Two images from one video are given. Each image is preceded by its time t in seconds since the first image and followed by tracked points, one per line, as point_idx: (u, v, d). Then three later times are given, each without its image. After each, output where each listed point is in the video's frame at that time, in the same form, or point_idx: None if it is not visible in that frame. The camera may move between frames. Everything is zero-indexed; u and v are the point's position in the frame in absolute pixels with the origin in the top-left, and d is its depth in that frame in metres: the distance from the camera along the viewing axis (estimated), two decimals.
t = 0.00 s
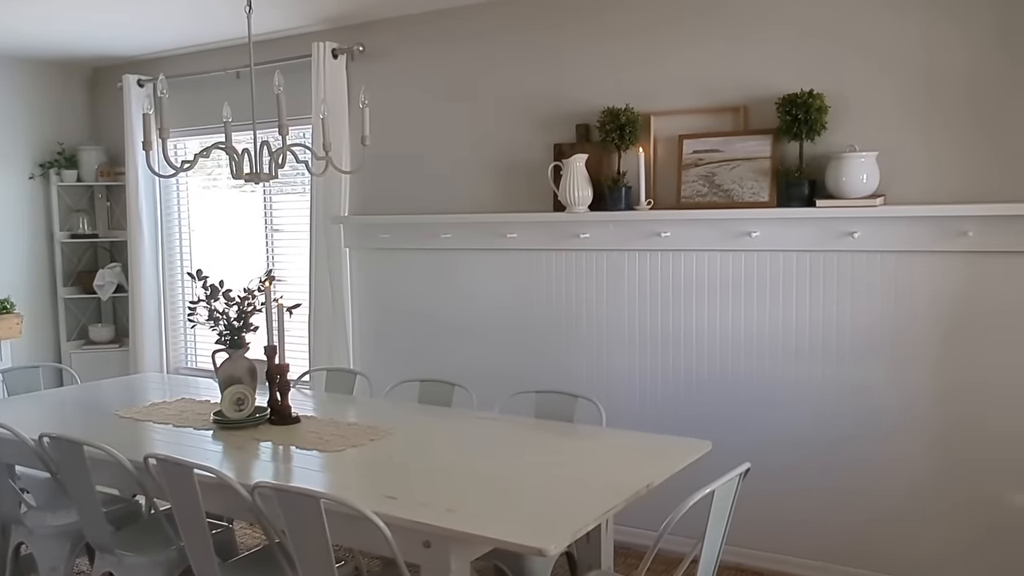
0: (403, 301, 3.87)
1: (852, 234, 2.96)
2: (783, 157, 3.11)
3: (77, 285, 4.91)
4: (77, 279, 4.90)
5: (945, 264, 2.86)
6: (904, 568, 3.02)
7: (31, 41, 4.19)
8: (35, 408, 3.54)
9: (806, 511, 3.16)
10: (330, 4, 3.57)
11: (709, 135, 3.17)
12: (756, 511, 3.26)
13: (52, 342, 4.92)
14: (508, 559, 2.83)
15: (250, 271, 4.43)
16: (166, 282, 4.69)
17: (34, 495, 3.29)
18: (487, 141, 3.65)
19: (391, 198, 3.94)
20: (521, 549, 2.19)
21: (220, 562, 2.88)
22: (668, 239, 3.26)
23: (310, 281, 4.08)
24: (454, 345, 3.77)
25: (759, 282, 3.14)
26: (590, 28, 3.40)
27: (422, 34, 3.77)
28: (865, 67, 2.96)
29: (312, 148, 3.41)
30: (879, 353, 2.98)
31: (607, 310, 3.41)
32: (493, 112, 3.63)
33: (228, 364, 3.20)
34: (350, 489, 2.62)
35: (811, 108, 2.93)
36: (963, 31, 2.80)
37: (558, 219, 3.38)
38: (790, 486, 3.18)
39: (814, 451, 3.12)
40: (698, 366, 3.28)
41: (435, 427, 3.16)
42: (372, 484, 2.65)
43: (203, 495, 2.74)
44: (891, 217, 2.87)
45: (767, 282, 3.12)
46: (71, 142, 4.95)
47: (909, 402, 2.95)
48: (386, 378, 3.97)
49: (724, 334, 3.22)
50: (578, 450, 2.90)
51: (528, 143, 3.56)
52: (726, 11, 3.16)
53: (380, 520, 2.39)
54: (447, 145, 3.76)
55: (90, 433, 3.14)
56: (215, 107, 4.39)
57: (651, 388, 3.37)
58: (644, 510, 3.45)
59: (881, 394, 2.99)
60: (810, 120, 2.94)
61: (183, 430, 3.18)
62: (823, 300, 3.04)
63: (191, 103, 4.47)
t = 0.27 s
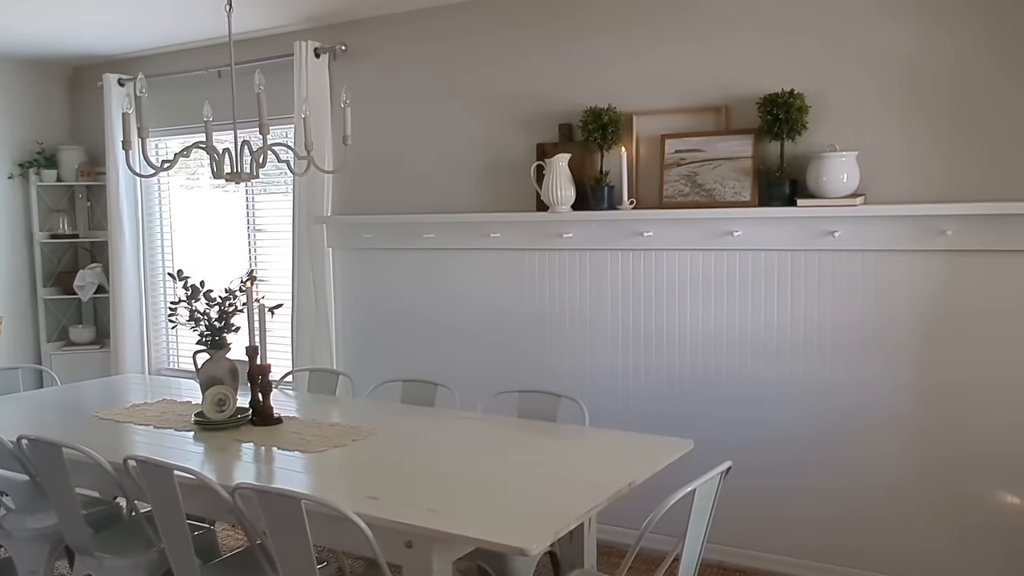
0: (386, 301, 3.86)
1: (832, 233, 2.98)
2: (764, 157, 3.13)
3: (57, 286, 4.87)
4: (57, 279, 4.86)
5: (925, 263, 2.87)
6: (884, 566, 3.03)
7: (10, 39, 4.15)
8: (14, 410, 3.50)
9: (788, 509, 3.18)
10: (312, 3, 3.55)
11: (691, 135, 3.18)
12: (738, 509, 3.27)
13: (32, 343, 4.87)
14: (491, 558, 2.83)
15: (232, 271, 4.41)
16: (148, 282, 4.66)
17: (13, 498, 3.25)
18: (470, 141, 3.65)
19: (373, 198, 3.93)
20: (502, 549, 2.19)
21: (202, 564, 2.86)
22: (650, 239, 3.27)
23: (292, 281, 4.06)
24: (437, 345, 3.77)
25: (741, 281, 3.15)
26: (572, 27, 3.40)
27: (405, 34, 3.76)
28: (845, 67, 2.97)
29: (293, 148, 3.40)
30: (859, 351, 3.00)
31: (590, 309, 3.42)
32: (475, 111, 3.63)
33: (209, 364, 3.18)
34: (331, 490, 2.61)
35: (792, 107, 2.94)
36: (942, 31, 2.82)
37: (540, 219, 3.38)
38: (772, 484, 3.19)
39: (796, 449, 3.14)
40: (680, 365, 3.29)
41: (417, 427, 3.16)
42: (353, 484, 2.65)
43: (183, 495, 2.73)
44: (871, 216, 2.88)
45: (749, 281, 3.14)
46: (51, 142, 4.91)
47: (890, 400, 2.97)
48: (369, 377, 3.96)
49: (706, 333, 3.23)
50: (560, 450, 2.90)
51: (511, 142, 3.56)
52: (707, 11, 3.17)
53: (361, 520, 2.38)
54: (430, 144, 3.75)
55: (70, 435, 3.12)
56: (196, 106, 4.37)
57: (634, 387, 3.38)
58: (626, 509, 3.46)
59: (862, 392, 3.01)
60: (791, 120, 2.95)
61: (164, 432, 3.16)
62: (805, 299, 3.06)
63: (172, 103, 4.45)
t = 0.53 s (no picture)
0: (368, 301, 3.85)
1: (811, 232, 2.99)
2: (744, 156, 3.14)
3: (36, 287, 4.83)
4: (36, 280, 4.82)
5: (903, 262, 2.89)
6: (864, 563, 3.05)
7: None
8: None
9: (768, 507, 3.19)
10: (291, 2, 3.54)
11: (671, 135, 3.19)
12: (720, 507, 3.28)
13: (11, 345, 4.83)
14: (472, 558, 2.83)
15: (213, 271, 4.39)
16: (128, 282, 4.63)
17: None
18: (451, 140, 3.64)
19: (355, 198, 3.91)
20: (482, 548, 2.19)
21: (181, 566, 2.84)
22: (631, 238, 3.28)
23: (274, 281, 4.04)
24: (419, 345, 3.76)
25: (722, 280, 3.16)
26: (553, 27, 3.41)
27: (385, 33, 3.75)
28: (823, 67, 2.99)
29: (273, 147, 3.38)
30: (838, 349, 3.02)
31: (572, 308, 3.42)
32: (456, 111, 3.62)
33: (189, 365, 3.18)
34: (311, 491, 2.60)
35: (771, 107, 2.95)
36: (920, 31, 2.84)
37: (522, 218, 3.38)
38: (753, 482, 3.21)
39: (776, 447, 3.15)
40: (661, 364, 3.29)
41: (398, 427, 3.15)
42: (334, 485, 2.64)
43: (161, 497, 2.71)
44: (850, 215, 2.90)
45: (730, 280, 3.15)
46: (29, 141, 4.87)
47: (869, 398, 2.99)
48: (351, 378, 3.94)
49: (686, 332, 3.24)
50: (541, 449, 2.90)
51: (492, 142, 3.56)
52: (686, 11, 3.18)
53: (341, 521, 2.37)
54: (411, 144, 3.74)
55: (48, 437, 3.09)
56: (176, 105, 4.34)
57: (615, 386, 3.38)
58: (608, 508, 3.46)
59: (842, 391, 3.03)
60: (770, 119, 2.96)
61: (143, 433, 3.13)
62: (785, 298, 3.07)
63: (152, 102, 4.42)
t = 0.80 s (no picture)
0: (350, 301, 3.84)
1: (791, 230, 3.01)
2: (725, 155, 3.15)
3: (14, 287, 4.79)
4: (14, 280, 4.78)
5: (881, 260, 2.91)
6: (844, 559, 3.07)
7: None
8: None
9: (749, 504, 3.21)
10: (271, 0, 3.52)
11: (652, 134, 3.20)
12: (700, 505, 3.29)
13: None
14: (453, 557, 2.83)
15: (193, 270, 4.36)
16: (107, 282, 4.60)
17: None
18: (433, 139, 3.64)
19: (336, 197, 3.90)
20: (461, 548, 2.18)
21: (160, 568, 2.82)
22: (613, 237, 3.28)
23: (255, 281, 4.02)
24: (401, 344, 3.75)
25: (702, 279, 3.17)
26: (534, 26, 3.40)
27: (367, 31, 3.74)
28: (803, 66, 3.00)
29: (253, 146, 3.36)
30: (818, 347, 3.03)
31: (553, 307, 3.42)
32: (438, 109, 3.61)
33: (168, 365, 3.16)
34: (290, 491, 2.59)
35: (751, 106, 2.96)
36: (898, 31, 2.85)
37: (504, 217, 3.37)
38: (733, 479, 3.22)
39: (756, 444, 3.17)
40: (642, 362, 3.30)
41: (379, 427, 3.14)
42: (314, 485, 2.62)
43: (139, 499, 2.69)
44: (829, 213, 2.91)
45: (710, 278, 3.16)
46: (6, 140, 4.83)
47: (848, 395, 3.00)
48: (332, 377, 3.93)
49: (668, 330, 3.24)
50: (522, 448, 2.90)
51: (474, 140, 3.55)
52: (667, 10, 3.18)
53: (320, 521, 2.36)
54: (392, 143, 3.73)
55: (25, 439, 3.06)
56: (155, 104, 4.32)
57: (597, 384, 3.38)
58: (589, 506, 3.46)
59: (821, 388, 3.04)
60: (750, 118, 2.97)
61: (122, 434, 3.11)
62: (764, 296, 3.08)
63: (131, 101, 4.39)
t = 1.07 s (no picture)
0: (332, 300, 3.83)
1: (771, 229, 3.02)
2: (705, 154, 3.15)
3: None
4: None
5: (861, 258, 2.92)
6: (824, 556, 3.08)
7: None
8: None
9: (730, 502, 3.22)
10: None
11: (633, 133, 3.20)
12: (682, 503, 3.30)
13: None
14: (435, 556, 2.82)
15: (173, 270, 4.34)
16: (87, 282, 4.57)
17: None
18: (415, 138, 3.63)
19: (318, 196, 3.88)
20: (441, 548, 2.18)
21: (139, 570, 2.81)
22: (595, 235, 3.28)
23: (236, 281, 4.00)
24: (383, 344, 3.74)
25: (684, 277, 3.18)
26: (515, 24, 3.40)
27: (348, 30, 3.72)
28: (782, 66, 3.01)
29: (232, 145, 3.34)
30: (798, 345, 3.04)
31: (536, 306, 3.42)
32: (419, 108, 3.60)
33: (147, 366, 3.13)
34: (270, 491, 2.57)
35: (732, 105, 2.97)
36: (877, 31, 2.87)
37: (486, 216, 3.37)
38: (714, 477, 3.23)
39: (736, 442, 3.18)
40: (624, 361, 3.30)
41: (360, 426, 3.14)
42: (294, 486, 2.61)
43: (117, 501, 2.67)
44: (809, 212, 2.93)
45: (691, 277, 3.16)
46: None
47: (829, 393, 3.02)
48: (314, 377, 3.91)
49: (649, 329, 3.25)
50: (503, 447, 2.90)
51: (456, 139, 3.54)
52: (647, 9, 3.19)
53: (299, 522, 2.35)
54: (373, 142, 3.72)
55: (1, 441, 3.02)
56: (134, 103, 4.29)
57: (580, 383, 3.39)
58: (571, 504, 3.47)
59: (802, 386, 3.06)
60: (730, 117, 2.98)
61: (101, 435, 3.09)
62: (745, 295, 3.10)
63: (110, 99, 4.35)
